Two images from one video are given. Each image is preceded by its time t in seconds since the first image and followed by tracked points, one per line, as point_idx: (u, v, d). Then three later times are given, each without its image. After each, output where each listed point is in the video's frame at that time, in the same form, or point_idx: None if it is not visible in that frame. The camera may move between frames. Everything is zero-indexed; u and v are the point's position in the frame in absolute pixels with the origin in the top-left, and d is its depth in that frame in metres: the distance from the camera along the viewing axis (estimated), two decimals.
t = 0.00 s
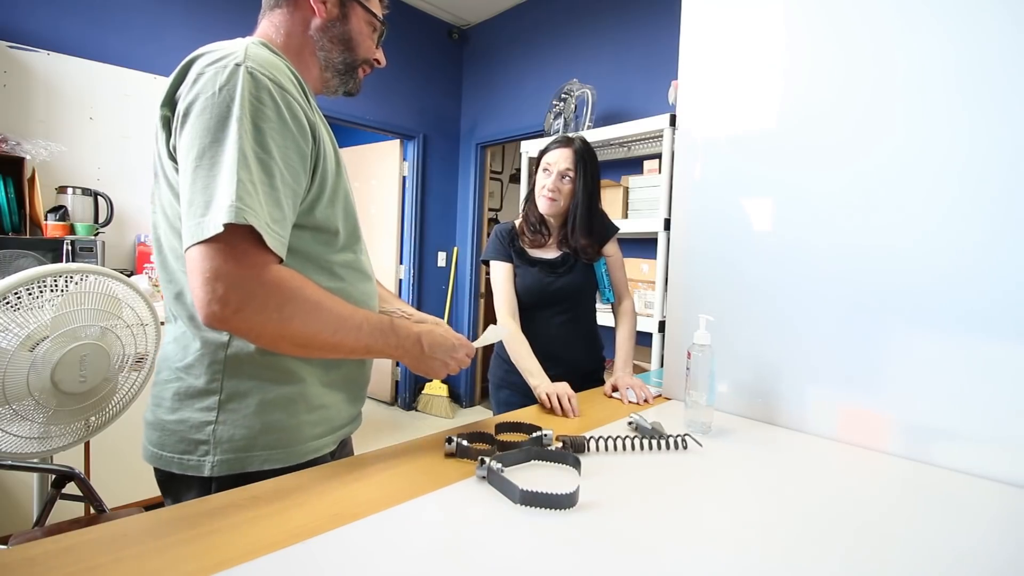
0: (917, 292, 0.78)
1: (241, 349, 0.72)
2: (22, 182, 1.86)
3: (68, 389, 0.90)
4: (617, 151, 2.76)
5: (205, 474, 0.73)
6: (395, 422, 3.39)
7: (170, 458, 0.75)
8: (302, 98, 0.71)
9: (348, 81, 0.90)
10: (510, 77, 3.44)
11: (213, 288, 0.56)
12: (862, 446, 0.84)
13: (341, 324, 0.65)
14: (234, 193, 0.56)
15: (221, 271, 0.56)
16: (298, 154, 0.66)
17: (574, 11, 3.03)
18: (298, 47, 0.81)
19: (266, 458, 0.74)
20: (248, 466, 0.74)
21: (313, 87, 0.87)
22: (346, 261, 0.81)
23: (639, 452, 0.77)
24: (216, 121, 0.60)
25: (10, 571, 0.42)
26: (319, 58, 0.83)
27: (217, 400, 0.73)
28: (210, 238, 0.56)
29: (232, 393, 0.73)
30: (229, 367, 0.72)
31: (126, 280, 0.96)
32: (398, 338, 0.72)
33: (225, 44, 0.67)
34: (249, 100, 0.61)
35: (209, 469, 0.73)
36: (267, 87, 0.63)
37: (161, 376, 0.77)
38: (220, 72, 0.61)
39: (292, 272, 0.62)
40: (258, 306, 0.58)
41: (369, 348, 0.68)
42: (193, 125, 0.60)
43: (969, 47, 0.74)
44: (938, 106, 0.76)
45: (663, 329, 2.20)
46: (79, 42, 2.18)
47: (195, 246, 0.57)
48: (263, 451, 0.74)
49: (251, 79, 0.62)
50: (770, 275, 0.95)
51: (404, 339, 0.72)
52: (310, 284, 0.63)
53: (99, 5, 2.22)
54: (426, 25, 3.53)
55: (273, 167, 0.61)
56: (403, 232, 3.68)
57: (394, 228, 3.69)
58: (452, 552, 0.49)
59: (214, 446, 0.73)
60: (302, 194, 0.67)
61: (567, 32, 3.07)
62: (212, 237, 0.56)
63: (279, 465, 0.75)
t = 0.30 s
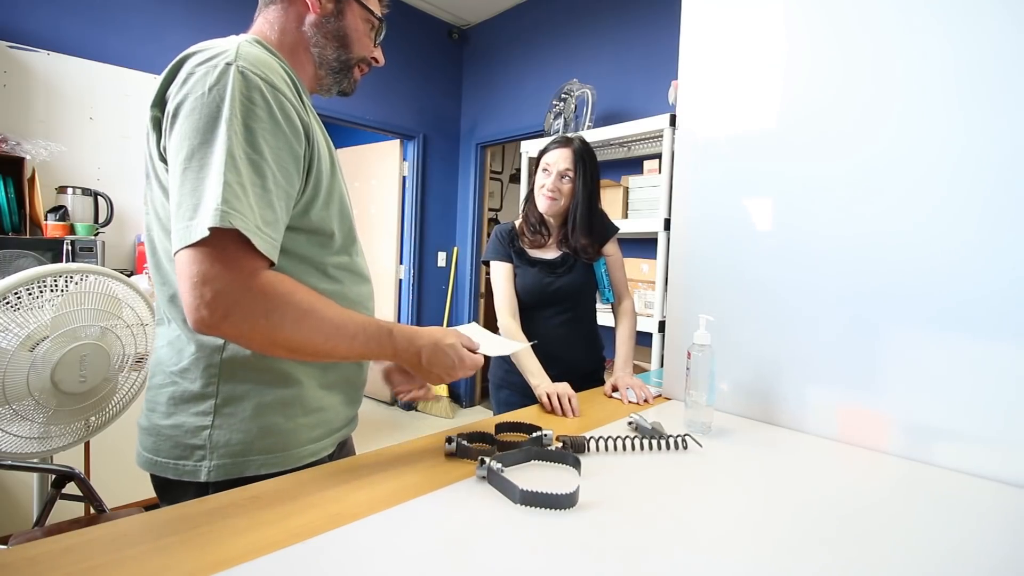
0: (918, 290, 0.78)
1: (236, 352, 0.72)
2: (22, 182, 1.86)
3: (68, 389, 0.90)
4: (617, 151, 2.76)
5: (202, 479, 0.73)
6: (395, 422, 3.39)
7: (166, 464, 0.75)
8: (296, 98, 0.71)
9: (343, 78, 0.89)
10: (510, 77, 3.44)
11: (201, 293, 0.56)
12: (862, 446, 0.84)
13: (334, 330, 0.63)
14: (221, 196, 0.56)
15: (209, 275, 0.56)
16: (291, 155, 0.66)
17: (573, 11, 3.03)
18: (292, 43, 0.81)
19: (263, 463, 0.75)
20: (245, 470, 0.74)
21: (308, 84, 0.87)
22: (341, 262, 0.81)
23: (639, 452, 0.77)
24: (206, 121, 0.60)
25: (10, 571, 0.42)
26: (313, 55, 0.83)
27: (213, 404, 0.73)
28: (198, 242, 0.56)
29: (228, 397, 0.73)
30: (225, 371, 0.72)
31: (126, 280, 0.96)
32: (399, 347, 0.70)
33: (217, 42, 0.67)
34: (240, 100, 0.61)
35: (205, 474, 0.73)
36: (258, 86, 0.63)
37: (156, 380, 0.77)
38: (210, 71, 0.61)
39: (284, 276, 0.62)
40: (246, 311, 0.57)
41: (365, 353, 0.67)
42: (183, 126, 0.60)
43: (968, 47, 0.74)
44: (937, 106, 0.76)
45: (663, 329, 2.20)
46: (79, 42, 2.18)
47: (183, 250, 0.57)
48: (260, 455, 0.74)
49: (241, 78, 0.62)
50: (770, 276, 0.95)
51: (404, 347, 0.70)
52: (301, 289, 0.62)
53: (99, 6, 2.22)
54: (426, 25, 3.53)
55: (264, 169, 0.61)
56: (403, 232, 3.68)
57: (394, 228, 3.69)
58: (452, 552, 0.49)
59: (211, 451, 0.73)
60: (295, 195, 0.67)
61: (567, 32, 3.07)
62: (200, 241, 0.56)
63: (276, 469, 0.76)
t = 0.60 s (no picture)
0: (918, 290, 0.78)
1: (237, 354, 0.73)
2: (22, 182, 1.86)
3: (68, 389, 0.90)
4: (617, 151, 2.76)
5: (202, 481, 0.73)
6: (396, 421, 3.39)
7: (167, 466, 0.75)
8: (297, 99, 0.71)
9: (345, 76, 0.89)
10: (510, 77, 3.44)
11: (200, 297, 0.56)
12: (863, 447, 0.84)
13: (333, 334, 0.63)
14: (220, 200, 0.56)
15: (208, 279, 0.56)
16: (292, 157, 0.66)
17: (574, 11, 3.03)
18: (293, 42, 0.81)
19: (264, 465, 0.74)
20: (246, 472, 0.74)
21: (310, 83, 0.87)
22: (343, 263, 0.81)
23: (639, 452, 0.77)
24: (206, 123, 0.59)
25: (9, 570, 0.42)
26: (314, 53, 0.83)
27: (214, 406, 0.73)
28: (197, 245, 0.56)
29: (229, 399, 0.73)
30: (226, 373, 0.72)
31: (126, 280, 0.96)
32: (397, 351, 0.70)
33: (216, 42, 0.67)
34: (240, 101, 0.61)
35: (206, 476, 0.73)
36: (258, 87, 0.63)
37: (156, 382, 0.77)
38: (211, 72, 0.61)
39: (283, 280, 0.61)
40: (245, 315, 0.57)
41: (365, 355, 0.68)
42: (182, 128, 0.60)
43: (967, 46, 0.74)
44: (935, 106, 0.77)
45: (663, 329, 2.20)
46: (79, 42, 2.18)
47: (182, 253, 0.57)
48: (261, 457, 0.74)
49: (241, 79, 0.62)
50: (770, 276, 0.95)
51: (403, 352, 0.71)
52: (301, 294, 0.62)
53: (99, 5, 2.22)
54: (426, 25, 3.53)
55: (264, 172, 0.61)
56: (403, 232, 3.68)
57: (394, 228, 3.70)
58: (453, 552, 0.49)
59: (211, 453, 0.73)
60: (296, 198, 0.67)
61: (567, 32, 3.07)
62: (199, 245, 0.56)
63: (277, 471, 0.76)
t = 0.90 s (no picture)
0: (918, 289, 0.78)
1: (249, 354, 0.73)
2: (22, 182, 1.86)
3: (68, 389, 0.90)
4: (617, 151, 2.76)
5: (213, 479, 0.73)
6: (396, 421, 3.39)
7: (176, 465, 0.75)
8: (309, 105, 0.71)
9: (348, 76, 0.89)
10: (510, 77, 3.44)
11: (219, 304, 0.55)
12: (863, 446, 0.84)
13: (347, 339, 0.64)
14: (242, 209, 0.56)
15: (227, 286, 0.56)
16: (305, 164, 0.66)
17: (574, 12, 3.03)
18: (297, 41, 0.81)
19: (275, 462, 0.75)
20: (257, 469, 0.74)
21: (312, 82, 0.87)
22: (349, 265, 0.81)
23: (639, 452, 0.77)
24: (224, 130, 0.59)
25: (9, 571, 0.42)
26: (318, 53, 0.83)
27: (224, 405, 0.73)
28: (216, 254, 0.55)
29: (239, 398, 0.73)
30: (236, 371, 0.72)
31: (126, 280, 0.96)
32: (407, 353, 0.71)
33: (227, 46, 0.67)
34: (257, 109, 0.61)
35: (217, 474, 0.73)
36: (274, 95, 0.63)
37: (163, 381, 0.76)
38: (227, 79, 0.61)
39: (298, 285, 0.61)
40: (263, 322, 0.57)
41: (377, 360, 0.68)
42: (198, 135, 0.60)
43: (966, 46, 0.74)
44: (935, 106, 0.77)
45: (663, 329, 2.20)
46: (79, 42, 2.18)
47: (199, 261, 0.56)
48: (272, 454, 0.75)
49: (258, 87, 0.61)
50: (770, 276, 0.95)
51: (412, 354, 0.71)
52: (317, 300, 0.62)
53: (99, 5, 2.22)
54: (426, 25, 3.53)
55: (281, 180, 0.61)
56: (403, 232, 3.68)
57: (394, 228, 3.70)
58: (453, 551, 0.49)
59: (223, 451, 0.73)
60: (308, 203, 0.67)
61: (567, 32, 3.07)
62: (219, 253, 0.55)
63: (287, 467, 0.76)
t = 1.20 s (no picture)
0: (918, 289, 0.78)
1: (265, 353, 0.73)
2: (22, 182, 1.86)
3: (68, 389, 0.90)
4: (617, 151, 2.75)
5: (228, 476, 0.74)
6: (396, 421, 3.39)
7: (188, 463, 0.74)
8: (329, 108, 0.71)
9: (355, 80, 0.89)
10: (510, 77, 3.44)
11: (281, 304, 0.54)
12: (862, 446, 0.84)
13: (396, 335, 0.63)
14: (296, 210, 0.54)
15: (289, 285, 0.54)
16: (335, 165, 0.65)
17: (574, 12, 3.03)
18: (305, 44, 0.81)
19: (289, 457, 0.76)
20: (271, 466, 0.75)
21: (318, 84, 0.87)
22: (357, 266, 0.82)
23: (639, 452, 0.77)
24: (262, 132, 0.58)
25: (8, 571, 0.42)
26: (325, 57, 0.83)
27: (240, 403, 0.73)
28: (274, 256, 0.54)
29: (255, 395, 0.73)
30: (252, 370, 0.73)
31: (126, 280, 0.96)
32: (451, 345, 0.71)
33: (246, 50, 0.65)
34: (294, 111, 0.60)
35: (232, 471, 0.74)
36: (306, 98, 0.62)
37: (172, 379, 0.75)
38: (259, 83, 0.60)
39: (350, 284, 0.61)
40: (323, 321, 0.56)
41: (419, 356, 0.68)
42: (234, 141, 0.58)
43: (966, 46, 0.74)
44: (936, 105, 0.76)
45: (663, 329, 2.20)
46: (79, 42, 2.18)
47: (254, 265, 0.54)
48: (286, 450, 0.76)
49: (291, 90, 0.61)
50: (770, 276, 0.95)
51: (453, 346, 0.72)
52: (366, 296, 0.61)
53: (99, 5, 2.22)
54: (426, 25, 3.53)
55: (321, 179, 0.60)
56: (404, 232, 3.68)
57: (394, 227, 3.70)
58: (453, 552, 0.49)
59: (238, 448, 0.74)
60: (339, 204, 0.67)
61: (567, 32, 3.07)
62: (278, 254, 0.53)
63: (300, 463, 0.78)
